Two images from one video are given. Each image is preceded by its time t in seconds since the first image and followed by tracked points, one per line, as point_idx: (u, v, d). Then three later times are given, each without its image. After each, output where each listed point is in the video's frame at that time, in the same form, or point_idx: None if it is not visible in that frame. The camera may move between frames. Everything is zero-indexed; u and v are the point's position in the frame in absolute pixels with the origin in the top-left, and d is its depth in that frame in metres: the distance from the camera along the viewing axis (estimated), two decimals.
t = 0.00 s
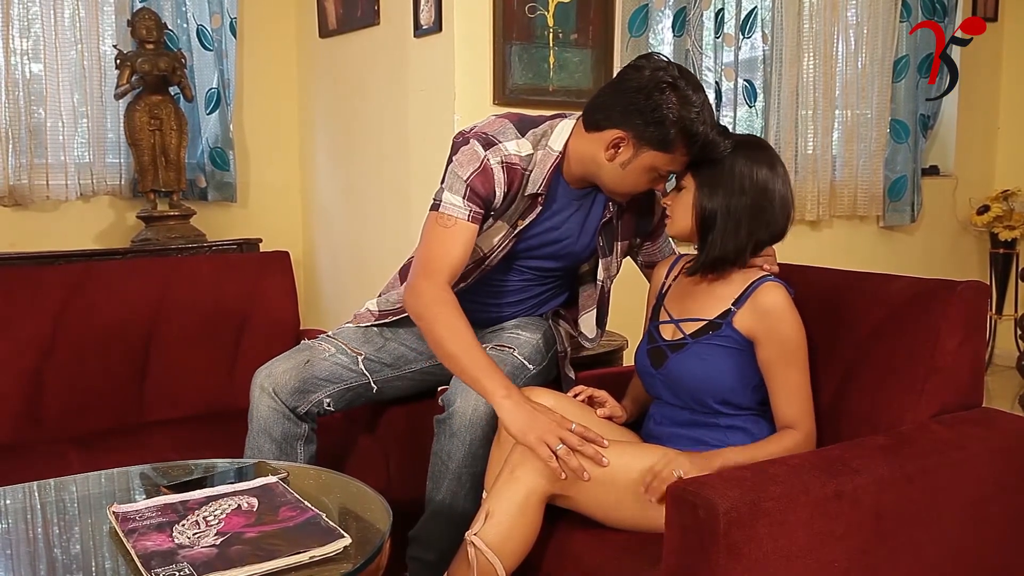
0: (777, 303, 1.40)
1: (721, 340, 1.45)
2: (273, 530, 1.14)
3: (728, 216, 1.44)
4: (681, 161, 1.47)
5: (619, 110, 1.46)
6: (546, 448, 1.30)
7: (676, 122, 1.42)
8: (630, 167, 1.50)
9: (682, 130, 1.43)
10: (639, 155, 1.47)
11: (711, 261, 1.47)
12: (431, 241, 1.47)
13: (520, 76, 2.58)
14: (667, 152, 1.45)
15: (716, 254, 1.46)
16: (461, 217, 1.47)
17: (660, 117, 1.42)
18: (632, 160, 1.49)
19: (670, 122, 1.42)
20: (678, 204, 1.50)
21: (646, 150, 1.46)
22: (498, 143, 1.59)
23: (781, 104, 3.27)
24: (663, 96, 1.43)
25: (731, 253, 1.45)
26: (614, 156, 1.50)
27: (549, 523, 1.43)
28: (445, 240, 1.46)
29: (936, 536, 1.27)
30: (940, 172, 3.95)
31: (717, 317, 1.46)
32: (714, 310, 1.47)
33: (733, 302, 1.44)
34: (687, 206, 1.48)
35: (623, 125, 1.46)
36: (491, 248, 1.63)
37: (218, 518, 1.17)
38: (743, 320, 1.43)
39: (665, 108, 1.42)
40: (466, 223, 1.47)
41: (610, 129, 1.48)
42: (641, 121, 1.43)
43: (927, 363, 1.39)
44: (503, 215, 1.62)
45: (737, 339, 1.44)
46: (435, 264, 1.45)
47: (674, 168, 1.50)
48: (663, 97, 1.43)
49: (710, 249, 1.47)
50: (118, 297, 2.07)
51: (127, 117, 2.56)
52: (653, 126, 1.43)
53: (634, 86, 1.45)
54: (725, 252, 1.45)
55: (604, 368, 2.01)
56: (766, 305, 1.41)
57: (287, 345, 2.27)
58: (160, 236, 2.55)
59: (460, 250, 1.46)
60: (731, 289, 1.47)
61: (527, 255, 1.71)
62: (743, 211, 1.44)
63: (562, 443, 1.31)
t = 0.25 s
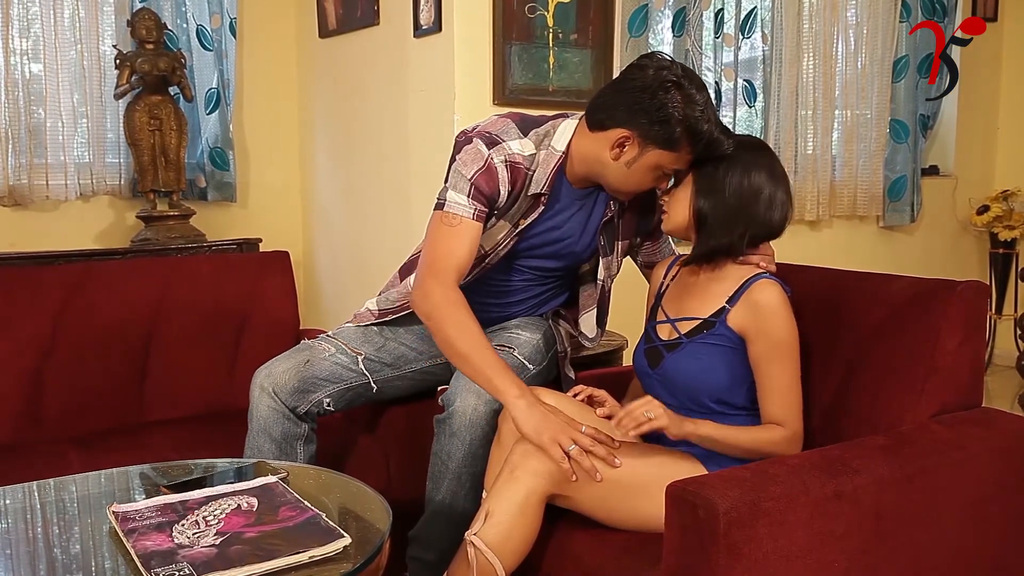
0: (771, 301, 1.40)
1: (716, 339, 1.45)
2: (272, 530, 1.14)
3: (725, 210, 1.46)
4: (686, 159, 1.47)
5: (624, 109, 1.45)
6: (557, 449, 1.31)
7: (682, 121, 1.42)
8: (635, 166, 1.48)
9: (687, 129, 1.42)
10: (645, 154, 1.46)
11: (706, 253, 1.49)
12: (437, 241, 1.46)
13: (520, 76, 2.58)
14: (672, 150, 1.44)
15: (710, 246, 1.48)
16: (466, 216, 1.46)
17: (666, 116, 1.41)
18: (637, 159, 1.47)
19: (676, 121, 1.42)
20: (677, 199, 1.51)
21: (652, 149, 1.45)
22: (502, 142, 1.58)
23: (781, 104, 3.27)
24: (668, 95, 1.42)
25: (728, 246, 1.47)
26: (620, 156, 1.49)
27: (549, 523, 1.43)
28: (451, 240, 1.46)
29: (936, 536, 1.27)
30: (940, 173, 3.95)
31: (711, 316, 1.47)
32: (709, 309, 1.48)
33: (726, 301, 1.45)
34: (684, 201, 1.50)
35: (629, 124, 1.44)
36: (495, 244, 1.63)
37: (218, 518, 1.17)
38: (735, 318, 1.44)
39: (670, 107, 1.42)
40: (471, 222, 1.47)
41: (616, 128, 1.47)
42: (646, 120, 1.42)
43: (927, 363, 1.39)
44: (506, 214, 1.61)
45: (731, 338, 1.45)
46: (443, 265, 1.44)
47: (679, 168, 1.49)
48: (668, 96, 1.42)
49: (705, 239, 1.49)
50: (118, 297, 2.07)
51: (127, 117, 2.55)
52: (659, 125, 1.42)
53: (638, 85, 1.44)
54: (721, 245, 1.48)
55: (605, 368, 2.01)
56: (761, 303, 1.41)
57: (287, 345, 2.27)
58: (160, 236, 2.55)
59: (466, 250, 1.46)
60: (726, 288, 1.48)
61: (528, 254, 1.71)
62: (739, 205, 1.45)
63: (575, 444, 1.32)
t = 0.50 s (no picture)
0: (770, 294, 1.41)
1: (713, 330, 1.46)
2: (270, 530, 1.14)
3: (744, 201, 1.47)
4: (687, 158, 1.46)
5: (625, 108, 1.44)
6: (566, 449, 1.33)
7: (683, 121, 1.42)
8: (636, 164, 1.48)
9: (689, 128, 1.42)
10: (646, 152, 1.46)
11: (729, 246, 1.49)
12: (443, 242, 1.47)
13: (518, 76, 2.58)
14: (673, 149, 1.44)
15: (732, 239, 1.49)
16: (471, 216, 1.46)
17: (668, 115, 1.41)
18: (638, 158, 1.47)
19: (678, 120, 1.41)
20: (688, 194, 1.51)
21: (653, 147, 1.45)
22: (503, 142, 1.58)
23: (779, 104, 3.27)
24: (670, 94, 1.42)
25: (751, 238, 1.48)
26: (620, 155, 1.49)
27: (547, 523, 1.43)
28: (457, 241, 1.46)
29: (933, 536, 1.28)
30: (938, 172, 3.96)
31: (709, 308, 1.48)
32: (708, 301, 1.49)
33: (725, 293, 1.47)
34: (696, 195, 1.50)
35: (630, 123, 1.44)
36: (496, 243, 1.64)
37: (216, 518, 1.17)
38: (733, 309, 1.45)
39: (672, 106, 1.41)
40: (476, 222, 1.47)
41: (617, 127, 1.46)
42: (647, 118, 1.42)
43: (924, 363, 1.39)
44: (507, 214, 1.60)
45: (729, 329, 1.46)
46: (451, 266, 1.45)
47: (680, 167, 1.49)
48: (670, 95, 1.42)
49: (726, 232, 1.49)
50: (115, 298, 2.07)
51: (125, 117, 2.55)
52: (660, 123, 1.42)
53: (639, 85, 1.44)
54: (744, 237, 1.48)
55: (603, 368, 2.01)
56: (761, 296, 1.42)
57: (285, 345, 2.27)
58: (158, 237, 2.55)
59: (472, 249, 1.46)
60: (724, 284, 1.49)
61: (528, 254, 1.71)
62: (757, 195, 1.46)
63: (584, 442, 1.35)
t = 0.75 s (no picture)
0: (774, 281, 1.44)
1: (717, 316, 1.48)
2: (270, 530, 1.14)
3: (767, 200, 1.50)
4: (689, 161, 1.46)
5: (630, 111, 1.44)
6: (578, 458, 1.34)
7: (689, 124, 1.42)
8: (640, 167, 1.47)
9: (694, 130, 1.42)
10: (650, 156, 1.45)
11: (756, 247, 1.51)
12: (451, 242, 1.46)
13: (517, 77, 2.58)
14: (677, 152, 1.44)
15: (758, 239, 1.51)
16: (478, 216, 1.46)
17: (674, 118, 1.41)
18: (644, 160, 1.46)
19: (683, 123, 1.41)
20: (709, 196, 1.52)
21: (658, 151, 1.44)
22: (510, 142, 1.57)
23: (779, 104, 3.27)
24: (676, 98, 1.42)
25: (777, 237, 1.51)
26: (626, 157, 1.48)
27: (547, 523, 1.43)
28: (465, 241, 1.45)
29: (933, 536, 1.28)
30: (937, 173, 3.96)
31: (715, 296, 1.51)
32: (715, 289, 1.52)
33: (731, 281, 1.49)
34: (720, 194, 1.51)
35: (636, 125, 1.43)
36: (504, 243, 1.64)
37: (216, 518, 1.17)
38: (738, 296, 1.47)
39: (678, 109, 1.41)
40: (484, 222, 1.46)
41: (623, 129, 1.46)
42: (653, 121, 1.42)
43: (924, 364, 1.39)
44: (512, 215, 1.60)
45: (731, 316, 1.47)
46: (459, 267, 1.44)
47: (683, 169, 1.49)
48: (676, 98, 1.42)
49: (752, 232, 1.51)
50: (115, 298, 2.07)
51: (123, 117, 2.55)
52: (666, 127, 1.41)
53: (646, 87, 1.44)
54: (772, 236, 1.51)
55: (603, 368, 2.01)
56: (765, 283, 1.44)
57: (284, 345, 2.27)
58: (157, 237, 2.55)
59: (481, 248, 1.45)
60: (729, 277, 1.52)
61: (534, 255, 1.71)
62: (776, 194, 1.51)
63: (594, 449, 1.34)
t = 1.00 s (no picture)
0: (776, 278, 1.44)
1: (720, 311, 1.48)
2: (270, 530, 1.14)
3: (772, 202, 1.50)
4: (686, 161, 1.43)
5: (630, 107, 1.44)
6: (583, 459, 1.34)
7: (685, 120, 1.40)
8: (633, 161, 1.45)
9: (690, 127, 1.40)
10: (644, 150, 1.43)
11: (764, 247, 1.52)
12: (457, 240, 1.46)
13: (517, 77, 2.58)
14: (672, 148, 1.41)
15: (766, 240, 1.52)
16: (483, 215, 1.46)
17: (670, 112, 1.39)
18: (638, 155, 1.44)
19: (680, 118, 1.39)
20: (715, 201, 1.51)
21: (653, 146, 1.42)
22: (516, 140, 1.58)
23: (779, 104, 3.27)
24: (675, 94, 1.41)
25: (784, 236, 1.52)
26: (619, 151, 1.47)
27: (547, 523, 1.43)
28: (471, 239, 1.46)
29: (933, 536, 1.28)
30: (937, 173, 3.96)
31: (718, 291, 1.51)
32: (717, 285, 1.53)
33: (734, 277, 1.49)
34: (727, 201, 1.51)
35: (634, 119, 1.43)
36: (508, 241, 1.64)
37: (216, 518, 1.17)
38: (740, 292, 1.47)
39: (678, 106, 1.39)
40: (489, 220, 1.46)
41: (619, 123, 1.45)
42: (650, 116, 1.41)
43: (925, 364, 1.39)
44: (519, 212, 1.61)
45: (734, 310, 1.47)
46: (465, 266, 1.44)
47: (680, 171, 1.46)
48: (677, 95, 1.40)
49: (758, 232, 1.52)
50: (115, 298, 2.07)
51: (123, 117, 2.55)
52: (662, 121, 1.40)
53: (647, 83, 1.43)
54: (780, 236, 1.52)
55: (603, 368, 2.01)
56: (768, 280, 1.44)
57: (285, 344, 2.27)
58: (157, 236, 2.55)
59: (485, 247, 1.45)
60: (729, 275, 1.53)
61: (537, 254, 1.71)
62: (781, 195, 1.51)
63: (599, 448, 1.34)
